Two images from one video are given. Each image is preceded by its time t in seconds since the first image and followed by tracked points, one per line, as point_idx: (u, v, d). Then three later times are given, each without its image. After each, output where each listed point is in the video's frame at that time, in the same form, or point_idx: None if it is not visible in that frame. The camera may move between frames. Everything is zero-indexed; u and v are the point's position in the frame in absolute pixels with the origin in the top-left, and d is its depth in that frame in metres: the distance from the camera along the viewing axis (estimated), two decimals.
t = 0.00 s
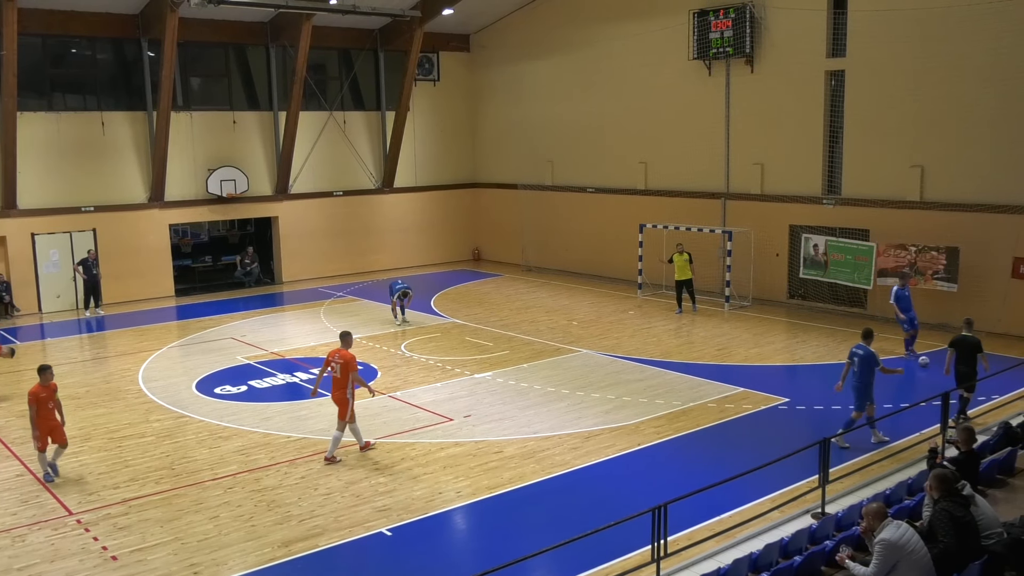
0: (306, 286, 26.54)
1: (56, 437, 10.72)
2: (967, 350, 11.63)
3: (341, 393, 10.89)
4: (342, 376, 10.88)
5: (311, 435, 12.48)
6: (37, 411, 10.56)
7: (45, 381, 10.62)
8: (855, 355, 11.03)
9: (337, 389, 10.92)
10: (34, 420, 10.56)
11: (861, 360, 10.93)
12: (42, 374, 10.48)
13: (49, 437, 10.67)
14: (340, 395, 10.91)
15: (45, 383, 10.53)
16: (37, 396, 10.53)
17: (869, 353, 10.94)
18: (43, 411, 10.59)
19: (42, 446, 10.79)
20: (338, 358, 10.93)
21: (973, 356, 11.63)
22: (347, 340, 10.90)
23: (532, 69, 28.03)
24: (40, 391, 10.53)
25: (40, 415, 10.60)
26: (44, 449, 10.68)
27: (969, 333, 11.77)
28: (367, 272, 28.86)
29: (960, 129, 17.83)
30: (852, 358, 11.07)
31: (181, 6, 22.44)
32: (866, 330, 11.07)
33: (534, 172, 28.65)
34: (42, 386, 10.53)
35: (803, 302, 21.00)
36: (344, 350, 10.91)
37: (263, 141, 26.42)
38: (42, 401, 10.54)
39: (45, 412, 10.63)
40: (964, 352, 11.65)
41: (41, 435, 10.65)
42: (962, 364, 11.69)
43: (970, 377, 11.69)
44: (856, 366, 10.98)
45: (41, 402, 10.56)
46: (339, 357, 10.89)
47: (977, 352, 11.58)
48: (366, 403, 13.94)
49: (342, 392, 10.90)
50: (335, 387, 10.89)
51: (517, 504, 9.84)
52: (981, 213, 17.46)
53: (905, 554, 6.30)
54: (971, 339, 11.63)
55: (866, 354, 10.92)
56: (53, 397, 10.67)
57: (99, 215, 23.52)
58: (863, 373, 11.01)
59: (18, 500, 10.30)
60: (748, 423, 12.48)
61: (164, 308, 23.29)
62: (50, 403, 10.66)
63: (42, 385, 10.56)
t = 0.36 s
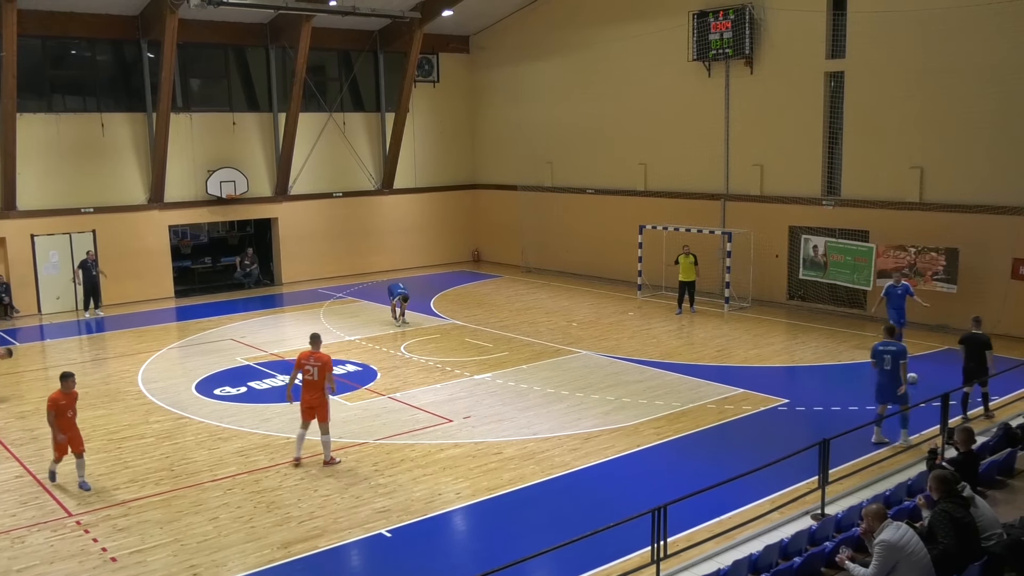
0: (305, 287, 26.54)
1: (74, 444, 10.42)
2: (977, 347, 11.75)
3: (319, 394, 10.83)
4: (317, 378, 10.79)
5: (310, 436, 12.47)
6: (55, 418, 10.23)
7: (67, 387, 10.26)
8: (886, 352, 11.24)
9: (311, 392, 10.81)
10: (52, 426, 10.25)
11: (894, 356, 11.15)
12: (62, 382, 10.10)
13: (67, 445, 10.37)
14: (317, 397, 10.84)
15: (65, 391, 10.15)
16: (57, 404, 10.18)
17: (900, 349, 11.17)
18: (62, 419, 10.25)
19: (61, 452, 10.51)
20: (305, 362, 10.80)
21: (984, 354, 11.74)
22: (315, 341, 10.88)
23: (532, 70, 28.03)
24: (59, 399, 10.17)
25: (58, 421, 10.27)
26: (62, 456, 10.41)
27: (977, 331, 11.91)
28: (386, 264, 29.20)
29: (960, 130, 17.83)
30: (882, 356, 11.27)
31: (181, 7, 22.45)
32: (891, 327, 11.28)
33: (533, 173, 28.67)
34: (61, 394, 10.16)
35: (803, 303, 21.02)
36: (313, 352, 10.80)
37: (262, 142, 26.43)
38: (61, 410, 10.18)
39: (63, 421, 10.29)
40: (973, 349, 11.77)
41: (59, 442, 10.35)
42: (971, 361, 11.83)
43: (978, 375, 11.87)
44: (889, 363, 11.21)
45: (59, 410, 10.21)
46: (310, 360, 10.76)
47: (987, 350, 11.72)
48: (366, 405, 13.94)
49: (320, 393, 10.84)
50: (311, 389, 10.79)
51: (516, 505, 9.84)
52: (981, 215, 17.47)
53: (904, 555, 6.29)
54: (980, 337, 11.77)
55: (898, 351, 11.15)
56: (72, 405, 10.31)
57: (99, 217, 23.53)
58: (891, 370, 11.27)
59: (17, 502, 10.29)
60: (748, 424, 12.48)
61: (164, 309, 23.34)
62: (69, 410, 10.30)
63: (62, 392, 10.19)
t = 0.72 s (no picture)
0: (305, 289, 26.54)
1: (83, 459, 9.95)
2: (990, 342, 12.04)
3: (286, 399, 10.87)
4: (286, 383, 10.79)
5: (310, 438, 12.47)
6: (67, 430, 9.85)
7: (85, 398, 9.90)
8: (909, 354, 10.97)
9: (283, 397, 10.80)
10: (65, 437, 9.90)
11: (918, 357, 10.91)
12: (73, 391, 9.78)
13: (78, 458, 9.94)
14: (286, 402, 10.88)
15: (75, 402, 9.76)
16: (66, 415, 9.79)
17: (920, 351, 10.99)
18: (72, 430, 9.86)
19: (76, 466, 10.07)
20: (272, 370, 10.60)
21: (997, 348, 12.06)
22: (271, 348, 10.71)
23: (532, 71, 28.04)
24: (70, 409, 9.80)
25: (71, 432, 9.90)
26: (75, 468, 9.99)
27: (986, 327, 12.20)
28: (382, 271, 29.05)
29: (960, 131, 17.84)
30: (904, 359, 10.99)
31: (181, 8, 22.44)
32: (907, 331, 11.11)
33: (533, 175, 28.68)
34: (72, 405, 9.80)
35: (803, 304, 21.03)
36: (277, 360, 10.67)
37: (262, 144, 26.43)
38: (70, 421, 9.79)
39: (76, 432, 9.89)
40: (989, 345, 12.03)
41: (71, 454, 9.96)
42: (985, 356, 12.11)
43: (992, 369, 12.13)
44: (914, 365, 10.93)
45: (69, 421, 9.82)
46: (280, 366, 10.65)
47: (1002, 344, 12.04)
48: (366, 406, 13.93)
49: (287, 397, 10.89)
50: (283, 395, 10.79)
51: (516, 507, 9.83)
52: (981, 216, 17.47)
53: (904, 557, 6.29)
54: (992, 331, 12.07)
55: (920, 352, 10.95)
56: (84, 416, 9.89)
57: (98, 218, 23.53)
58: (914, 373, 11.01)
59: (17, 503, 10.28)
60: (748, 426, 12.48)
61: (164, 310, 23.32)
62: (82, 422, 9.89)
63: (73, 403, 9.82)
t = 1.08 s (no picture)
0: (305, 290, 26.54)
1: (102, 468, 9.65)
2: (995, 342, 12.19)
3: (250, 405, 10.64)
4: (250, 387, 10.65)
5: (310, 439, 12.48)
6: (81, 440, 9.50)
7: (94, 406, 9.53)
8: (909, 357, 10.97)
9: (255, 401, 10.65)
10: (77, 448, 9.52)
11: (918, 359, 10.93)
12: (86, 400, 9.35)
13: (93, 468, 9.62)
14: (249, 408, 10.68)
15: (88, 411, 9.38)
16: (81, 425, 9.43)
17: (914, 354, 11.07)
18: (86, 440, 9.53)
19: (88, 473, 9.80)
20: (247, 371, 10.57)
21: (1001, 347, 12.20)
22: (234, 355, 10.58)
23: (532, 73, 28.04)
24: (82, 419, 9.42)
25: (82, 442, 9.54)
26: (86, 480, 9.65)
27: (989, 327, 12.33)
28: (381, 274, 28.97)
29: (961, 132, 17.83)
30: (903, 362, 10.96)
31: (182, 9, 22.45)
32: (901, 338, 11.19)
33: (532, 176, 28.69)
34: (83, 414, 9.41)
35: (803, 305, 21.04)
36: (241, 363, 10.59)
37: (262, 145, 26.44)
38: (86, 430, 9.44)
39: (90, 442, 9.57)
40: (995, 345, 12.15)
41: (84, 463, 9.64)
42: (991, 356, 12.23)
43: (996, 370, 12.27)
44: (917, 368, 10.91)
45: (83, 431, 9.46)
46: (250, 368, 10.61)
47: (1005, 343, 12.21)
48: (366, 407, 13.93)
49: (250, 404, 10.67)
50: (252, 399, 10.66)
51: (516, 508, 9.83)
52: (981, 216, 17.48)
53: (904, 558, 6.28)
54: (997, 331, 12.23)
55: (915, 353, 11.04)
56: (97, 424, 9.57)
57: (99, 219, 23.53)
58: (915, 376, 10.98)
59: (16, 505, 10.27)
60: (747, 427, 12.47)
61: (164, 311, 23.31)
62: (95, 430, 9.57)
63: (85, 412, 9.44)
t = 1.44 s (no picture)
0: (306, 291, 26.54)
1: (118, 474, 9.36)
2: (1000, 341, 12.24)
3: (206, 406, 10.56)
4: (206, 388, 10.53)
5: (311, 440, 12.47)
6: (99, 445, 9.24)
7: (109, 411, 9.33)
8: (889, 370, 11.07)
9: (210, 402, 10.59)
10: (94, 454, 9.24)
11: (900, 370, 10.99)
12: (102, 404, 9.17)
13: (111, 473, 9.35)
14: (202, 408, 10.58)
15: (106, 416, 9.17)
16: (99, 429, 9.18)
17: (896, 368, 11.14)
18: (104, 444, 9.27)
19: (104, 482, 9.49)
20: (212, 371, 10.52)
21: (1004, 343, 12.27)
22: (196, 355, 10.41)
23: (533, 74, 28.05)
24: (99, 424, 9.17)
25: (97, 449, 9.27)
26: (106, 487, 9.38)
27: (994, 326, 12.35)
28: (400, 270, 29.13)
29: (961, 133, 17.83)
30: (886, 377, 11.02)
31: (182, 10, 22.47)
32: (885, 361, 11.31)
33: (533, 177, 28.69)
34: (101, 419, 9.17)
35: (804, 306, 21.03)
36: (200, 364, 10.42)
37: (262, 146, 26.45)
38: (105, 434, 9.19)
39: (108, 448, 9.31)
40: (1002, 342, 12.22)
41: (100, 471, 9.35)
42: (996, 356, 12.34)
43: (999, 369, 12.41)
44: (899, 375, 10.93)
45: (101, 435, 9.21)
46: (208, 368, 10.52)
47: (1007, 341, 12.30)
48: (367, 408, 13.92)
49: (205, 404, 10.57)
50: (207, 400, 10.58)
51: (517, 509, 9.83)
52: (982, 217, 17.48)
53: (905, 559, 6.27)
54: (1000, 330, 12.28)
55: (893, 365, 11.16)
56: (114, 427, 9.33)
57: (99, 220, 23.54)
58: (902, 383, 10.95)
59: (17, 506, 10.27)
60: (748, 428, 12.47)
61: (165, 312, 23.31)
62: (112, 435, 9.32)
63: (101, 416, 9.22)
